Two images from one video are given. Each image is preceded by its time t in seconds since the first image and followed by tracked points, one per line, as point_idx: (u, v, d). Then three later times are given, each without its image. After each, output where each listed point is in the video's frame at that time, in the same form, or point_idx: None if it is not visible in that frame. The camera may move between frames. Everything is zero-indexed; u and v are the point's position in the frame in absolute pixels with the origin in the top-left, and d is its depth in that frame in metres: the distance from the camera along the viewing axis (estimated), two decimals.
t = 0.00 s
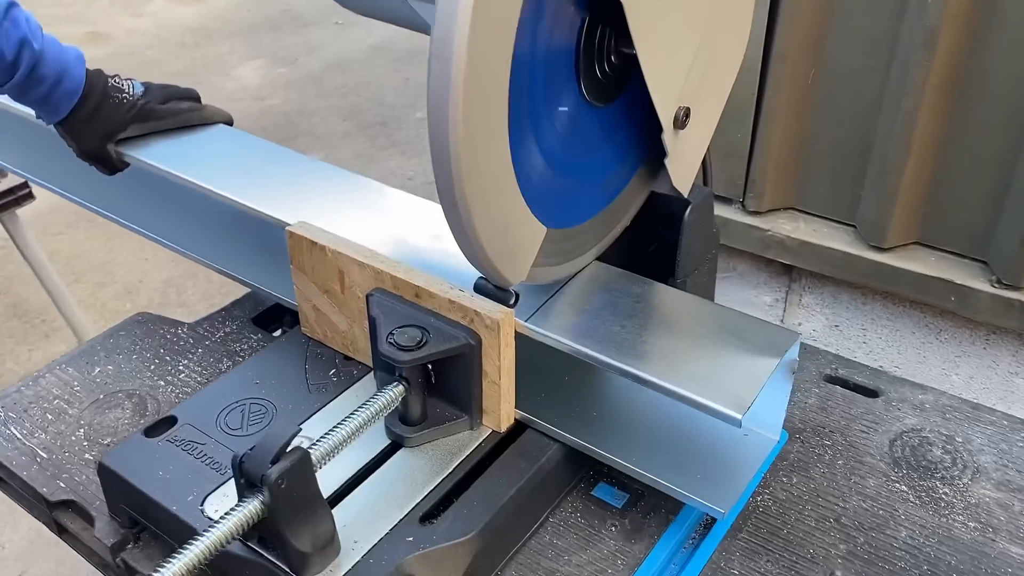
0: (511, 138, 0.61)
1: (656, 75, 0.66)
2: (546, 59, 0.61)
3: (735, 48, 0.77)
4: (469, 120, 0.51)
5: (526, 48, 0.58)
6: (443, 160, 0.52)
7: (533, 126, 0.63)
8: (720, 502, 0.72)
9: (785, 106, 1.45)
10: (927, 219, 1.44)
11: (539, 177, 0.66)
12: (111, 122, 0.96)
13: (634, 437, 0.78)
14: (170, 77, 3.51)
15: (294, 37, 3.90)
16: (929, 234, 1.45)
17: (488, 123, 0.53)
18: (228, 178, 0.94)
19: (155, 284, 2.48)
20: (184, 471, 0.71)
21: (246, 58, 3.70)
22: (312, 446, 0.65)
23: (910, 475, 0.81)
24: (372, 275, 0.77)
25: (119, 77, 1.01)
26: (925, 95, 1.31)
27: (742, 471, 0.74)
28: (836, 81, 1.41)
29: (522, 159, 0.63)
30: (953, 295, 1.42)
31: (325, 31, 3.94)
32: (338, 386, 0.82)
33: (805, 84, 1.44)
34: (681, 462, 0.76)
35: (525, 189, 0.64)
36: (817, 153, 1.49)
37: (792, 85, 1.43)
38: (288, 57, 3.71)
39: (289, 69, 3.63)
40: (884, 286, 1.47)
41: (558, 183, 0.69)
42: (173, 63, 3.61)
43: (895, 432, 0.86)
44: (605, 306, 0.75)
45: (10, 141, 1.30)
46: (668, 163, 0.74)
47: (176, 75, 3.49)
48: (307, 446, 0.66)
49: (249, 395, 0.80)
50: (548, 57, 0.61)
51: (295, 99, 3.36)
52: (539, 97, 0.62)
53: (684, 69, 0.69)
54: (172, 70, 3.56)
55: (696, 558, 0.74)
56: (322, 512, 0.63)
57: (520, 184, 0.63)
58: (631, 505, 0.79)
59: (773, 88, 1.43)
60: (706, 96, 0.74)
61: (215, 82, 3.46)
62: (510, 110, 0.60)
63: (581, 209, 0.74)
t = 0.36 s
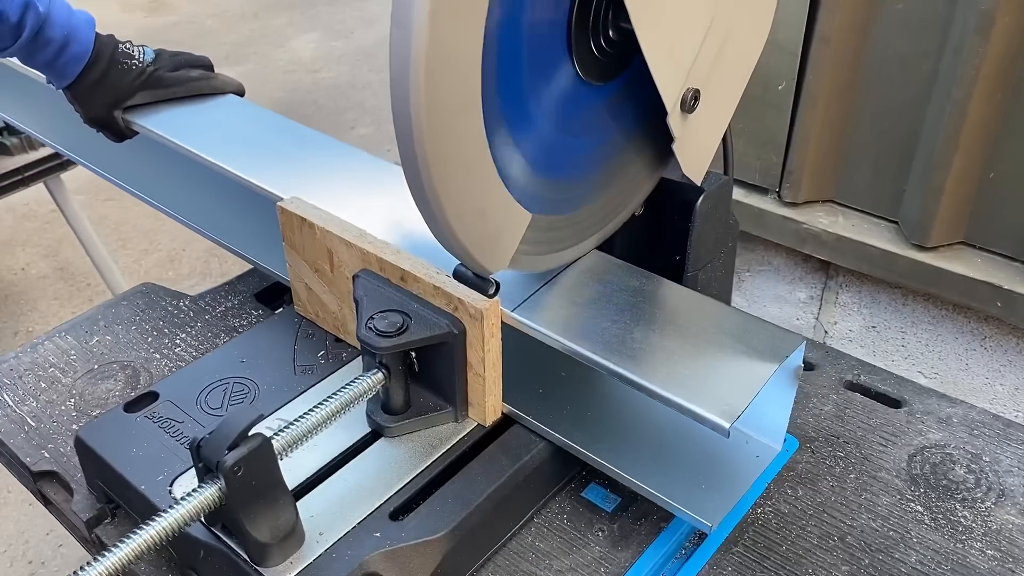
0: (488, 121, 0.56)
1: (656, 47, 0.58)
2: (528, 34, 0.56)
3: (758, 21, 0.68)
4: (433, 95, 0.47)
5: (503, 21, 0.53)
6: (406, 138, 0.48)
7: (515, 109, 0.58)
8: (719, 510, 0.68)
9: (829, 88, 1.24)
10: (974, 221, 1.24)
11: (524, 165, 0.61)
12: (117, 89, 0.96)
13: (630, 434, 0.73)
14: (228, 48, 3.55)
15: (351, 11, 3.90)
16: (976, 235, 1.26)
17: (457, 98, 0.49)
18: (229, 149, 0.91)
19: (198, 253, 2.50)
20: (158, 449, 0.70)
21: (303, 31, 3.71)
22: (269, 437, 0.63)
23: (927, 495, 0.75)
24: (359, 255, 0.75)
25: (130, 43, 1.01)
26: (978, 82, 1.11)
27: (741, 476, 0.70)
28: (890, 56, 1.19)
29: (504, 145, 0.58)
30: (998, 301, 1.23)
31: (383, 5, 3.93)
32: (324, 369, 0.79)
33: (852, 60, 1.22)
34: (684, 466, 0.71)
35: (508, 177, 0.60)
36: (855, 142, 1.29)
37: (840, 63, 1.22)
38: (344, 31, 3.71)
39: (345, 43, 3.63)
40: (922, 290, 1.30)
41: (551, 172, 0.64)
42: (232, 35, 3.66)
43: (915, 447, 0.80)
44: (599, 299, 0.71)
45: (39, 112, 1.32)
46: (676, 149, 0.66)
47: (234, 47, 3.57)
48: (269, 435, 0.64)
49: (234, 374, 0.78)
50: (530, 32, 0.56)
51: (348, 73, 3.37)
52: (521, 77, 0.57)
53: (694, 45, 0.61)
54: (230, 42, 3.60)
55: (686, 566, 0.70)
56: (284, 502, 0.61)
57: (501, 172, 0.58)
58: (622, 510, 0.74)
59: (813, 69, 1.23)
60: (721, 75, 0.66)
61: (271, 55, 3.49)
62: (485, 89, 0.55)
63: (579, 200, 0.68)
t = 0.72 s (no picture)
0: (491, 114, 0.54)
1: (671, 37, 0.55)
2: (534, 24, 0.54)
3: (784, 8, 0.64)
4: (431, 85, 0.45)
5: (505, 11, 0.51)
6: (402, 129, 0.46)
7: (521, 103, 0.56)
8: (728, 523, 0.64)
9: (864, 83, 1.20)
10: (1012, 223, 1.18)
11: (531, 160, 0.59)
12: (135, 74, 0.95)
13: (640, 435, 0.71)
14: (266, 35, 3.58)
15: None
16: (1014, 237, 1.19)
17: (457, 89, 0.47)
18: (243, 136, 0.90)
19: (230, 238, 2.51)
20: (160, 438, 0.69)
21: (339, 17, 3.71)
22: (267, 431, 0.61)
23: (949, 508, 0.72)
24: (366, 247, 0.73)
25: (150, 27, 1.01)
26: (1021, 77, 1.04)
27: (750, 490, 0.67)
28: (930, 48, 1.14)
29: (508, 139, 0.56)
30: None
31: None
32: (331, 361, 0.78)
33: (888, 53, 1.17)
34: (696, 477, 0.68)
35: (512, 173, 0.58)
36: (890, 138, 1.23)
37: (877, 53, 1.17)
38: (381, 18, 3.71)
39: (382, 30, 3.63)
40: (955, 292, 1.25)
41: (560, 168, 0.62)
42: (270, 22, 3.68)
43: (939, 457, 0.77)
44: (609, 298, 0.69)
45: (74, 102, 1.34)
46: (693, 143, 0.63)
47: (271, 32, 3.60)
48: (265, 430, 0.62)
49: (240, 364, 0.77)
50: (536, 21, 0.54)
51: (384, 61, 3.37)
52: (527, 69, 0.55)
53: (712, 35, 0.58)
54: (269, 28, 3.63)
55: None
56: (280, 498, 0.60)
57: (504, 167, 0.56)
58: (630, 514, 0.72)
59: (846, 63, 1.18)
60: (743, 67, 0.63)
61: (308, 42, 3.51)
62: (487, 81, 0.53)
63: (591, 196, 0.66)
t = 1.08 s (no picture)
0: (499, 117, 0.54)
1: (681, 41, 0.54)
2: (542, 26, 0.53)
3: (799, 8, 0.64)
4: (435, 88, 0.45)
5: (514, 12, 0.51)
6: (406, 131, 0.46)
7: (529, 105, 0.56)
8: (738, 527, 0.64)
9: (884, 83, 1.18)
10: None
11: (539, 162, 0.58)
12: (151, 72, 0.96)
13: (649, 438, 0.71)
14: (288, 33, 3.60)
15: None
16: None
17: (462, 92, 0.47)
18: (256, 134, 0.91)
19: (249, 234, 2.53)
20: (170, 435, 0.70)
21: (360, 14, 3.73)
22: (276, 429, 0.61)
23: (963, 516, 0.71)
24: (377, 247, 0.74)
25: (167, 26, 1.02)
26: None
27: (763, 492, 0.66)
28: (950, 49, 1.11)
29: (516, 142, 0.56)
30: None
31: None
32: (342, 359, 0.78)
33: (909, 53, 1.15)
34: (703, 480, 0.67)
35: (520, 175, 0.57)
36: (910, 140, 1.21)
37: (897, 54, 1.15)
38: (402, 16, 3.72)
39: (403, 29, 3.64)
40: (974, 296, 1.23)
41: (570, 172, 0.62)
42: (292, 20, 3.71)
43: (954, 464, 0.76)
44: (617, 299, 0.69)
45: (95, 101, 1.36)
46: (704, 147, 0.62)
47: (292, 30, 3.62)
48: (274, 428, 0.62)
49: (251, 362, 0.78)
50: (544, 23, 0.53)
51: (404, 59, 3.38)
52: (534, 73, 0.55)
53: (725, 36, 0.57)
54: (291, 26, 3.65)
55: None
56: (287, 496, 0.60)
57: (513, 170, 0.56)
58: (639, 517, 0.72)
59: (867, 62, 1.17)
60: (756, 70, 0.62)
61: (329, 40, 3.53)
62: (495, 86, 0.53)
63: (599, 199, 0.66)
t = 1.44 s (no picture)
0: (506, 128, 0.54)
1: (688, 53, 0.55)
2: (550, 37, 0.54)
3: (804, 15, 0.64)
4: (443, 99, 0.46)
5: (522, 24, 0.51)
6: (415, 142, 0.47)
7: (535, 116, 0.56)
8: (739, 531, 0.65)
9: (893, 90, 1.17)
10: None
11: (545, 173, 0.59)
12: (167, 79, 0.97)
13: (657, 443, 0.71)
14: (300, 36, 3.63)
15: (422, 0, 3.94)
16: None
17: (469, 104, 0.48)
18: (269, 140, 0.92)
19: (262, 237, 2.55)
20: (184, 437, 0.71)
21: (373, 18, 3.75)
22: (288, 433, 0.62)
23: (970, 522, 0.71)
24: (388, 252, 0.74)
25: (182, 33, 1.03)
26: None
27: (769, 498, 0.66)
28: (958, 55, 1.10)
29: (523, 153, 0.56)
30: None
31: None
32: (353, 363, 0.79)
33: (919, 60, 1.14)
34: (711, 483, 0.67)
35: (527, 185, 0.58)
36: (920, 147, 1.20)
37: (907, 61, 1.14)
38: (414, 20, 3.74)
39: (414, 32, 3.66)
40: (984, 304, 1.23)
41: (578, 180, 0.62)
42: (305, 23, 3.74)
43: (962, 470, 0.76)
44: (624, 304, 0.70)
45: (111, 107, 1.38)
46: (712, 154, 0.63)
47: (305, 33, 3.66)
48: (286, 432, 0.63)
49: (263, 365, 0.79)
50: (552, 34, 0.54)
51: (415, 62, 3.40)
52: (543, 83, 0.56)
53: (731, 46, 0.58)
54: (303, 30, 3.69)
55: None
56: (299, 499, 0.61)
57: (519, 180, 0.56)
58: (646, 521, 0.72)
59: (876, 69, 1.15)
60: (763, 78, 0.63)
61: (341, 43, 3.55)
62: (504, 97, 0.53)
63: (607, 207, 0.66)
